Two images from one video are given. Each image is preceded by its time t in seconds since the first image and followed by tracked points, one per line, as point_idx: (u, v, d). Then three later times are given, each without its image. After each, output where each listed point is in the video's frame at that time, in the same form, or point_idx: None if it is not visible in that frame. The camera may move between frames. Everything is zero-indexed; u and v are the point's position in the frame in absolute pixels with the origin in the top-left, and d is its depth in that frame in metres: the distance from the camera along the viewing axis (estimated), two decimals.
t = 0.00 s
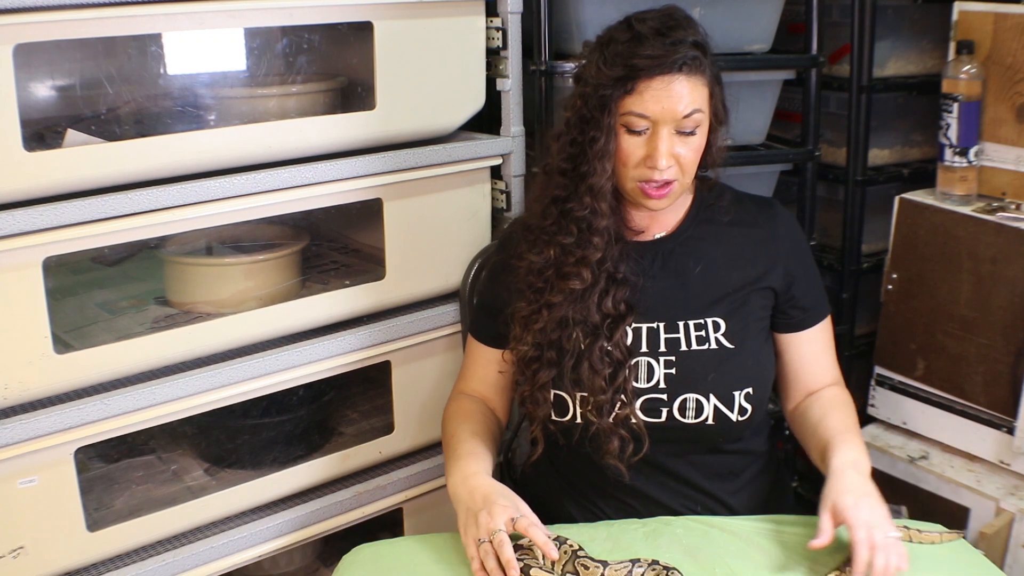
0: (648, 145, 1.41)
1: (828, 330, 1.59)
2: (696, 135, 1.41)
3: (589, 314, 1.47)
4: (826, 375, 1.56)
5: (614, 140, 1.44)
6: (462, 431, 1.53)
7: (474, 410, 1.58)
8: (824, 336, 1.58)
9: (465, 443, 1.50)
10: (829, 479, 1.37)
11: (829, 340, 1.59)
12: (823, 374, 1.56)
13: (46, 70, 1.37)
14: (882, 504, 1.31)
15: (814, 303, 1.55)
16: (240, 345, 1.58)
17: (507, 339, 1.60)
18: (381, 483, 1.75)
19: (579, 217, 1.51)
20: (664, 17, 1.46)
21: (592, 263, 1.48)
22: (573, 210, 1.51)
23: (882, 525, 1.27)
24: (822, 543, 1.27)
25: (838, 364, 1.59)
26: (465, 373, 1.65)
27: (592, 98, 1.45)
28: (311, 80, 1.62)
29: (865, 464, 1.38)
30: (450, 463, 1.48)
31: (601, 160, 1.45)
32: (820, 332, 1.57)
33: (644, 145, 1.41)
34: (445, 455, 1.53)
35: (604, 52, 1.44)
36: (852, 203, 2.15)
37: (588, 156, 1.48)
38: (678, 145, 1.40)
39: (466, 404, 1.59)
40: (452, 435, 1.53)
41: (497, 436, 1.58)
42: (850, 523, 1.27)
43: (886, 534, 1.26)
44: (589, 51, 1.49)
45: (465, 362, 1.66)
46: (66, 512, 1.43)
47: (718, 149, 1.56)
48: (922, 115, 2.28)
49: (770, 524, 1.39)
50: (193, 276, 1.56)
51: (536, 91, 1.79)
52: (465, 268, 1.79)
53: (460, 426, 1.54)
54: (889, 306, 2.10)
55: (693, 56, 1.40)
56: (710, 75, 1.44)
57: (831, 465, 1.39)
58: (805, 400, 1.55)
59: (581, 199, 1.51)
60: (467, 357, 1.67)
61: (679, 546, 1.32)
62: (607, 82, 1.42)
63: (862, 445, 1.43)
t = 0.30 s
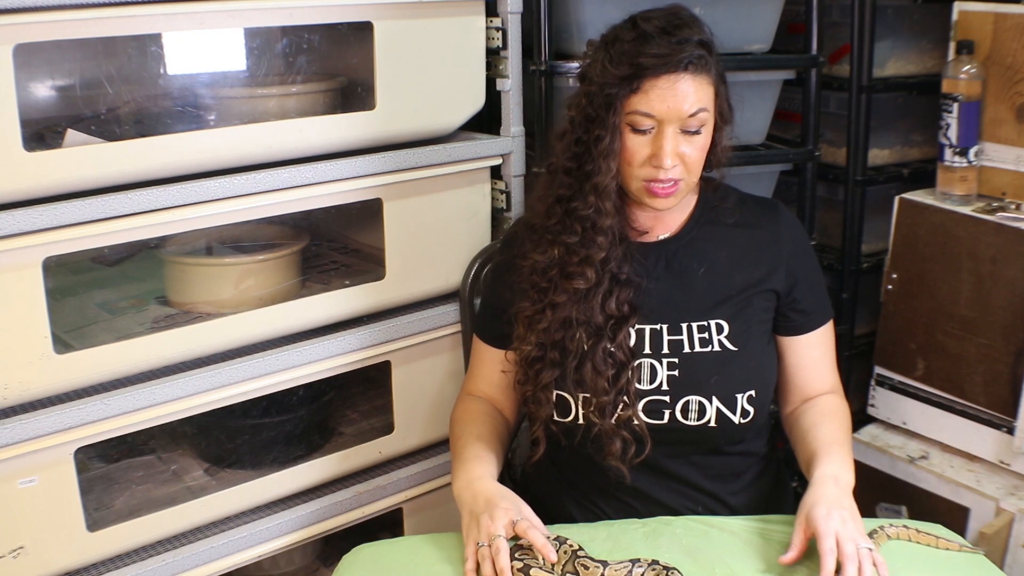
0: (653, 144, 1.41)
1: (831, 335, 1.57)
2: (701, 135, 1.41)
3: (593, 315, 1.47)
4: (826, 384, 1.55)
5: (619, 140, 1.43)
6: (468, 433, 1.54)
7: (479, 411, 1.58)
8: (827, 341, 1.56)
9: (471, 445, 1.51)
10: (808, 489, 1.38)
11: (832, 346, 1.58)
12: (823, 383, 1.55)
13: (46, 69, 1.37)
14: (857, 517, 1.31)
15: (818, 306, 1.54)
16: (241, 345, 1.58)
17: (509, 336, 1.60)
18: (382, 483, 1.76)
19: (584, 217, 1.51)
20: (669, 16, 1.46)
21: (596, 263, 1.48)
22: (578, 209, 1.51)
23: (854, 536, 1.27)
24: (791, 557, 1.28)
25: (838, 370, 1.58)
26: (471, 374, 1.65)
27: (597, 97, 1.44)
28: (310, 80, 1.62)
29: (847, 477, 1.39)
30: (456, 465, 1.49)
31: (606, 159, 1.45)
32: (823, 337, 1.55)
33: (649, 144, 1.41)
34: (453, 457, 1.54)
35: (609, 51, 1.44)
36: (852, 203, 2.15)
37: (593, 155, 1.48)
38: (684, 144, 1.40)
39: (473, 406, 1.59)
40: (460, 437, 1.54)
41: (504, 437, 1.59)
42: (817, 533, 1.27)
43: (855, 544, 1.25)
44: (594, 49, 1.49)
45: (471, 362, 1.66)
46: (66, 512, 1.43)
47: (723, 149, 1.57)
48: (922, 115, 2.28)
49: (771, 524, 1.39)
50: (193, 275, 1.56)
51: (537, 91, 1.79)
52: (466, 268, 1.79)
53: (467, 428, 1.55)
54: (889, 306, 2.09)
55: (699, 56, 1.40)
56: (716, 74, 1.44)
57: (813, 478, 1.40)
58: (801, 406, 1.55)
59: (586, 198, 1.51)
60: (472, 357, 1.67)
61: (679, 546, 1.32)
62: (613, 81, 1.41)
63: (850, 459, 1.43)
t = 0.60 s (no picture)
0: (659, 144, 1.41)
1: (833, 338, 1.57)
2: (706, 135, 1.41)
3: (596, 317, 1.47)
4: (828, 388, 1.54)
5: (624, 139, 1.43)
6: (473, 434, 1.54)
7: (484, 412, 1.58)
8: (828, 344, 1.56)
9: (476, 448, 1.51)
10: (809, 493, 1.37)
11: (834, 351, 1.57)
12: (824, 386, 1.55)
13: (46, 70, 1.37)
14: (857, 513, 1.31)
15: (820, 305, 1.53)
16: (242, 345, 1.58)
17: (513, 337, 1.59)
18: (382, 483, 1.76)
19: (589, 217, 1.50)
20: (676, 16, 1.45)
21: (600, 263, 1.48)
22: (583, 209, 1.51)
23: (857, 531, 1.28)
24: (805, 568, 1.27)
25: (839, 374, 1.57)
26: (476, 375, 1.65)
27: (603, 96, 1.44)
28: (310, 80, 1.62)
29: (846, 479, 1.39)
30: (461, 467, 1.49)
31: (611, 159, 1.45)
32: (824, 340, 1.55)
33: (654, 144, 1.41)
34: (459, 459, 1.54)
35: (616, 50, 1.44)
36: (852, 203, 2.15)
37: (598, 155, 1.48)
38: (689, 145, 1.40)
39: (478, 407, 1.60)
40: (466, 440, 1.54)
41: (509, 438, 1.59)
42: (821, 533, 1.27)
43: (861, 538, 1.26)
44: (600, 48, 1.49)
45: (475, 363, 1.66)
46: (66, 512, 1.43)
47: (727, 150, 1.56)
48: (922, 115, 2.28)
49: (775, 526, 1.39)
50: (193, 275, 1.56)
51: (537, 91, 1.79)
52: (466, 269, 1.79)
53: (472, 430, 1.55)
54: (889, 306, 2.09)
55: (706, 56, 1.40)
56: (721, 74, 1.44)
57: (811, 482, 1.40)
58: (801, 408, 1.55)
59: (590, 198, 1.51)
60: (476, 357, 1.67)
61: (679, 546, 1.32)
62: (619, 80, 1.41)
63: (848, 462, 1.43)
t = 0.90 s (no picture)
0: (659, 145, 1.41)
1: (834, 342, 1.57)
2: (707, 136, 1.41)
3: (597, 317, 1.47)
4: (829, 392, 1.54)
5: (625, 140, 1.43)
6: (476, 436, 1.54)
7: (487, 414, 1.58)
8: (829, 348, 1.56)
9: (479, 450, 1.51)
10: (804, 497, 1.37)
11: (835, 355, 1.57)
12: (825, 390, 1.54)
13: (46, 69, 1.36)
14: (851, 522, 1.31)
15: (820, 308, 1.53)
16: (242, 346, 1.58)
17: (513, 336, 1.59)
18: (382, 483, 1.76)
19: (589, 217, 1.50)
20: (677, 17, 1.45)
21: (601, 264, 1.48)
22: (584, 209, 1.51)
23: (849, 541, 1.27)
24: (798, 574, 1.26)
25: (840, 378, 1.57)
26: (478, 376, 1.65)
27: (604, 96, 1.44)
28: (310, 80, 1.62)
29: (842, 486, 1.39)
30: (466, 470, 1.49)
31: (612, 159, 1.45)
32: (824, 343, 1.55)
33: (655, 145, 1.41)
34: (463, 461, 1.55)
35: (617, 50, 1.44)
36: (852, 202, 2.15)
37: (599, 155, 1.48)
38: (689, 146, 1.40)
39: (482, 408, 1.60)
40: (470, 441, 1.54)
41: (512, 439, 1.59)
42: (811, 539, 1.27)
43: (850, 549, 1.26)
44: (601, 48, 1.49)
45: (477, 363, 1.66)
46: (66, 513, 1.43)
47: (728, 151, 1.57)
48: (922, 115, 2.28)
49: (772, 524, 1.39)
50: (192, 275, 1.56)
51: (537, 91, 1.79)
52: (466, 269, 1.79)
53: (475, 432, 1.55)
54: (889, 306, 2.09)
55: (707, 57, 1.40)
56: (722, 75, 1.44)
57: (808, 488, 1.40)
58: (801, 412, 1.54)
59: (591, 198, 1.51)
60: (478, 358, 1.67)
61: (679, 546, 1.32)
62: (620, 81, 1.41)
63: (846, 467, 1.43)
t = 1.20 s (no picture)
0: (659, 145, 1.41)
1: (834, 343, 1.56)
2: (706, 136, 1.41)
3: (597, 318, 1.47)
4: (829, 396, 1.53)
5: (624, 139, 1.43)
6: (481, 437, 1.55)
7: (490, 415, 1.59)
8: (829, 350, 1.55)
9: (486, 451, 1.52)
10: (789, 501, 1.37)
11: (835, 356, 1.57)
12: (825, 393, 1.54)
13: (46, 69, 1.36)
14: (832, 531, 1.29)
15: (821, 306, 1.53)
16: (242, 346, 1.58)
17: (513, 336, 1.59)
18: (382, 483, 1.76)
19: (589, 217, 1.50)
20: (677, 16, 1.45)
21: (601, 264, 1.48)
22: (583, 209, 1.51)
23: (828, 550, 1.26)
24: None
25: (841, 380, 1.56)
26: (479, 376, 1.65)
27: (604, 96, 1.44)
28: (310, 80, 1.62)
29: (830, 492, 1.38)
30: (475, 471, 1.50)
31: (611, 159, 1.45)
32: (824, 344, 1.54)
33: (654, 145, 1.41)
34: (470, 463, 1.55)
35: (617, 50, 1.44)
36: (852, 203, 2.15)
37: (599, 154, 1.48)
38: (689, 146, 1.40)
39: (485, 409, 1.60)
40: (476, 443, 1.54)
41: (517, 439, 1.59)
42: (786, 546, 1.27)
43: (825, 558, 1.24)
44: (601, 48, 1.49)
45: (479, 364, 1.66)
46: (66, 512, 1.43)
47: (727, 151, 1.56)
48: (922, 115, 2.28)
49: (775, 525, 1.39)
50: (192, 275, 1.56)
51: (537, 91, 1.79)
52: (466, 269, 1.79)
53: (480, 434, 1.56)
54: (889, 306, 2.09)
55: (707, 56, 1.40)
56: (722, 75, 1.44)
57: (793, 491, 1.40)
58: (800, 414, 1.54)
59: (590, 198, 1.51)
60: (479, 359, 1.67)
61: (679, 545, 1.32)
62: (619, 80, 1.41)
63: (837, 473, 1.42)
